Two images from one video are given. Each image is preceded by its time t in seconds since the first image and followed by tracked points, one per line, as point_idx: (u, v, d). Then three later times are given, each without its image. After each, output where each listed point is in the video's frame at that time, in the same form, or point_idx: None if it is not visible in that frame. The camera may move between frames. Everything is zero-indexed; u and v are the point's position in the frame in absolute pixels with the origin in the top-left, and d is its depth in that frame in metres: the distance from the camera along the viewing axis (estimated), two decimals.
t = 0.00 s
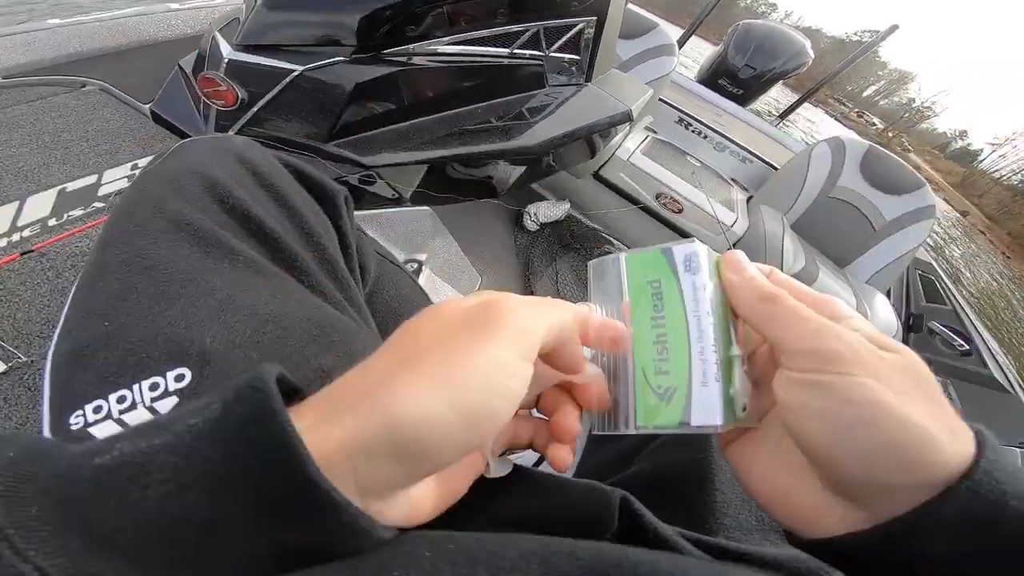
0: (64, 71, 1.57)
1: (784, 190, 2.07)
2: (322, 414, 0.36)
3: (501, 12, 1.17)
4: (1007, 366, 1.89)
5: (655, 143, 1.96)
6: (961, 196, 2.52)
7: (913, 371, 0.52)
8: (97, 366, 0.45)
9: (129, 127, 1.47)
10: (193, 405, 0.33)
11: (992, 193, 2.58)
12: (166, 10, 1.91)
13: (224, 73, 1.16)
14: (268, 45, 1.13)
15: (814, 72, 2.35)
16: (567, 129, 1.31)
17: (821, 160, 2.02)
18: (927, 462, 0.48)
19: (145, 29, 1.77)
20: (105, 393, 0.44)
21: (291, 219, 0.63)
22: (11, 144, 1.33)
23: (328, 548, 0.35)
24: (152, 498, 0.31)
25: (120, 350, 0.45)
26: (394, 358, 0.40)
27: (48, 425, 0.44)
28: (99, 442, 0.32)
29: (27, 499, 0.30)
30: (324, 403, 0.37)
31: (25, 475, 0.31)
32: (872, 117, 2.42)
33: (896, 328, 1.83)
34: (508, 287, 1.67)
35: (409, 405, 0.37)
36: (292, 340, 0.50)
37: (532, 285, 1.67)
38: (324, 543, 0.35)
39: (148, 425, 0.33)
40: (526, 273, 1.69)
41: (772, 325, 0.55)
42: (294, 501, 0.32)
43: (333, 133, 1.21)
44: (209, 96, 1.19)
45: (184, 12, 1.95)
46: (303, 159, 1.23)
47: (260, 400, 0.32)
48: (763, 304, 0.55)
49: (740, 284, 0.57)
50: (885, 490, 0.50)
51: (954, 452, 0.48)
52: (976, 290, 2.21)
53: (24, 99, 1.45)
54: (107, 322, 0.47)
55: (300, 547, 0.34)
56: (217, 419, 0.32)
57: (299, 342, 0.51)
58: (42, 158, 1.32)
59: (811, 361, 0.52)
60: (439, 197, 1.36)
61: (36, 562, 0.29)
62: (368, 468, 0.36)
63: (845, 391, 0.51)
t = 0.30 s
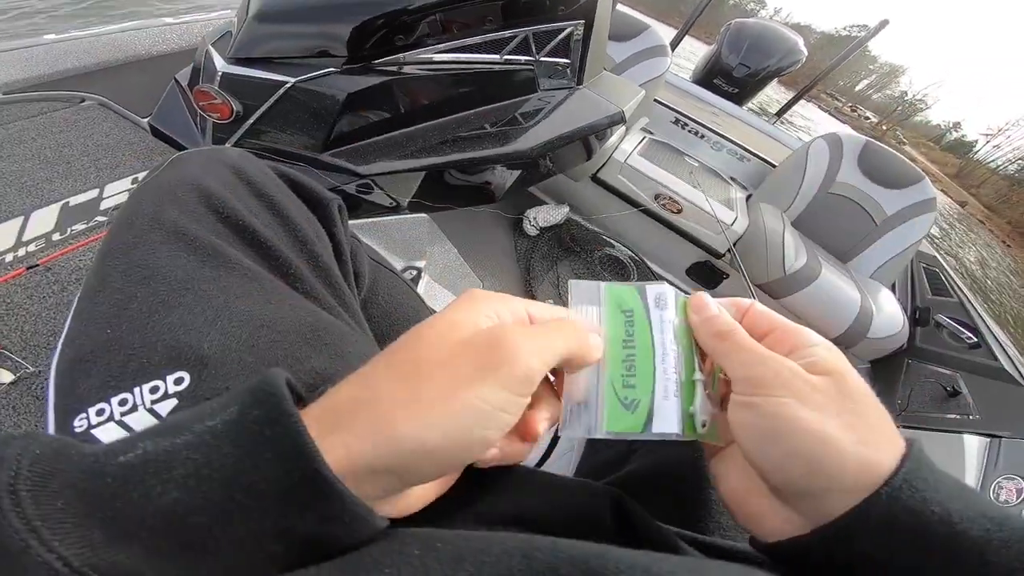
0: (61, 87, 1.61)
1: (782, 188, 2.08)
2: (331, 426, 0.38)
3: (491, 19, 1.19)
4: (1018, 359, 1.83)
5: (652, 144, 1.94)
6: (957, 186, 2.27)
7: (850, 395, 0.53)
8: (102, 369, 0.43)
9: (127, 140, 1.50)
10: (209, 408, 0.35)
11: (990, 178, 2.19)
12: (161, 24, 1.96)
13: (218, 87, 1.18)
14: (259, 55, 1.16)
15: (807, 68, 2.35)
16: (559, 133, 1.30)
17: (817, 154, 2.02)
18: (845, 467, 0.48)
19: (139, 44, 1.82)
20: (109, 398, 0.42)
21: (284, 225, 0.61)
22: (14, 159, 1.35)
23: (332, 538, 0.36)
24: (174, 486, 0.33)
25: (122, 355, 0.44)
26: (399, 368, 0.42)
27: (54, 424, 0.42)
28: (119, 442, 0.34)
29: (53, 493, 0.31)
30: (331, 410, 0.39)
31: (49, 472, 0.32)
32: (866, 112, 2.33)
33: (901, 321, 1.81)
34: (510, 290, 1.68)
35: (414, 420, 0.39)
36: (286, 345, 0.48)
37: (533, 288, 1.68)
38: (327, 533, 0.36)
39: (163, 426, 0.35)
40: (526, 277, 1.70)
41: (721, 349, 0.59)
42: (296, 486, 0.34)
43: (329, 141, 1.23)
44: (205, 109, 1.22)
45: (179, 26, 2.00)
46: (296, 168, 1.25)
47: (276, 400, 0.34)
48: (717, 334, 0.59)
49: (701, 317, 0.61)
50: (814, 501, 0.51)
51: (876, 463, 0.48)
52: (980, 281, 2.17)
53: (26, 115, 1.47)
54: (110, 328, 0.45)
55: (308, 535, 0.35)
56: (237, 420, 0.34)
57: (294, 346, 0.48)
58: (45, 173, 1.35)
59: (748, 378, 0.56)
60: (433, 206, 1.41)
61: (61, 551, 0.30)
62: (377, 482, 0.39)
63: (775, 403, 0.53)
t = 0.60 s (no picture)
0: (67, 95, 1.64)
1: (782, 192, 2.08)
2: (328, 418, 0.39)
3: (488, 26, 1.20)
4: None
5: (652, 149, 1.94)
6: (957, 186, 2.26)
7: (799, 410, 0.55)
8: (104, 373, 0.44)
9: (132, 148, 1.52)
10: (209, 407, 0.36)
11: (988, 178, 2.18)
12: (164, 33, 1.99)
13: (220, 95, 1.19)
14: (260, 64, 1.17)
15: (808, 72, 2.35)
16: (557, 140, 1.32)
17: (817, 157, 2.03)
18: (788, 484, 0.50)
19: (144, 55, 1.85)
20: (111, 401, 0.43)
21: (283, 232, 0.61)
22: (21, 167, 1.37)
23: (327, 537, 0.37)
24: (173, 483, 0.33)
25: (124, 359, 0.45)
26: (398, 371, 0.43)
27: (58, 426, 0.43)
28: (120, 441, 0.35)
29: (55, 490, 0.32)
30: (329, 402, 0.40)
31: (51, 469, 0.32)
32: (863, 113, 2.34)
33: (905, 326, 1.81)
34: (511, 295, 1.68)
35: (417, 425, 0.41)
36: (285, 348, 0.49)
37: (535, 294, 1.68)
38: (323, 531, 0.37)
39: (162, 425, 0.36)
40: (527, 284, 1.69)
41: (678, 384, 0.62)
42: (293, 483, 0.35)
43: (330, 150, 1.24)
44: (207, 117, 1.23)
45: (182, 34, 2.04)
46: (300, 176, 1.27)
47: (271, 400, 0.35)
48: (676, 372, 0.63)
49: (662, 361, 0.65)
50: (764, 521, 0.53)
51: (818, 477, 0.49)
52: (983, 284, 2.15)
53: (32, 122, 1.50)
54: (113, 333, 0.46)
55: (306, 533, 0.36)
56: (232, 419, 0.35)
57: (291, 350, 0.49)
58: (51, 180, 1.37)
59: (704, 414, 0.58)
60: (434, 209, 1.45)
61: (62, 547, 0.30)
62: (368, 482, 0.40)
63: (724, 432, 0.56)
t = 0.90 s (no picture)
0: (58, 96, 1.63)
1: (778, 190, 2.08)
2: (345, 436, 0.39)
3: (483, 24, 1.20)
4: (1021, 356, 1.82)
5: (648, 147, 1.94)
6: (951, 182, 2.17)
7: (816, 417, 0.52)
8: (96, 374, 0.44)
9: (125, 150, 1.52)
10: (216, 414, 0.36)
11: (981, 171, 2.09)
12: (155, 33, 1.98)
13: (213, 95, 1.19)
14: (251, 64, 1.17)
15: (803, 69, 2.35)
16: (552, 138, 1.32)
17: (812, 154, 2.03)
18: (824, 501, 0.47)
19: (136, 56, 1.84)
20: (104, 401, 0.43)
21: (275, 232, 0.61)
22: (12, 169, 1.36)
23: (336, 544, 0.36)
24: (186, 492, 0.33)
25: (116, 360, 0.44)
26: (406, 380, 0.43)
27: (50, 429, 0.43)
28: (127, 449, 0.34)
29: (67, 501, 0.31)
30: (341, 415, 0.40)
31: (62, 478, 0.32)
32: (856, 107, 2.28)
33: (901, 320, 1.81)
34: (508, 294, 1.68)
35: (435, 439, 0.42)
36: (279, 348, 0.48)
37: (532, 294, 1.67)
38: (332, 538, 0.36)
39: (168, 432, 0.35)
40: (524, 283, 1.69)
41: (664, 394, 0.56)
42: (304, 491, 0.35)
43: (323, 149, 1.24)
44: (200, 118, 1.22)
45: (173, 34, 2.03)
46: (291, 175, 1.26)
47: (271, 400, 0.35)
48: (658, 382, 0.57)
49: (625, 366, 0.60)
50: (791, 534, 0.50)
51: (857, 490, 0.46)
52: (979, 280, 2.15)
53: (23, 124, 1.49)
54: (106, 334, 0.45)
55: (317, 540, 0.36)
56: (243, 430, 0.35)
57: (286, 351, 0.49)
58: (43, 182, 1.36)
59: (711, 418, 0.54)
60: (429, 209, 1.43)
61: (81, 557, 0.30)
62: (388, 493, 0.41)
63: (736, 452, 0.52)
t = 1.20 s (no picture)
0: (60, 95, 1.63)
1: (780, 189, 2.08)
2: (372, 456, 0.38)
3: (483, 22, 1.20)
4: None
5: (649, 145, 1.93)
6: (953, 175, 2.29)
7: (822, 424, 0.48)
8: (98, 372, 0.43)
9: (127, 149, 1.52)
10: (230, 421, 0.33)
11: (980, 167, 2.25)
12: (156, 33, 1.99)
13: (214, 93, 1.19)
14: (253, 63, 1.17)
15: (804, 66, 2.35)
16: (552, 136, 1.32)
17: (814, 152, 2.02)
18: (833, 509, 0.44)
19: (138, 55, 1.85)
20: (104, 401, 0.42)
21: (276, 230, 0.61)
22: (13, 168, 1.36)
23: (350, 552, 0.35)
24: (204, 500, 0.31)
25: (117, 358, 0.43)
26: (429, 412, 0.42)
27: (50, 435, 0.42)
28: (134, 450, 0.32)
29: (83, 510, 0.29)
30: (361, 437, 0.38)
31: (80, 486, 0.29)
32: (856, 103, 2.40)
33: (905, 318, 1.81)
34: (509, 292, 1.68)
35: (457, 468, 0.42)
36: (280, 347, 0.48)
37: (534, 291, 1.67)
38: (346, 546, 0.35)
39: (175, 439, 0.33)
40: (526, 281, 1.69)
41: (660, 412, 0.51)
42: (323, 500, 0.33)
43: (324, 147, 1.24)
44: (201, 117, 1.22)
45: (174, 34, 2.04)
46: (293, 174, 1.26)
47: (285, 407, 0.33)
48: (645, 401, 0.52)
49: (608, 402, 0.54)
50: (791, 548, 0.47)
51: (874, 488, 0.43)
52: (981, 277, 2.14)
53: (24, 124, 1.49)
54: (106, 332, 0.44)
55: (334, 548, 0.35)
56: (263, 441, 0.32)
57: (286, 349, 0.48)
58: (44, 182, 1.36)
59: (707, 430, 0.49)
60: (431, 207, 1.45)
61: (98, 567, 0.28)
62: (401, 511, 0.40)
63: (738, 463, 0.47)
